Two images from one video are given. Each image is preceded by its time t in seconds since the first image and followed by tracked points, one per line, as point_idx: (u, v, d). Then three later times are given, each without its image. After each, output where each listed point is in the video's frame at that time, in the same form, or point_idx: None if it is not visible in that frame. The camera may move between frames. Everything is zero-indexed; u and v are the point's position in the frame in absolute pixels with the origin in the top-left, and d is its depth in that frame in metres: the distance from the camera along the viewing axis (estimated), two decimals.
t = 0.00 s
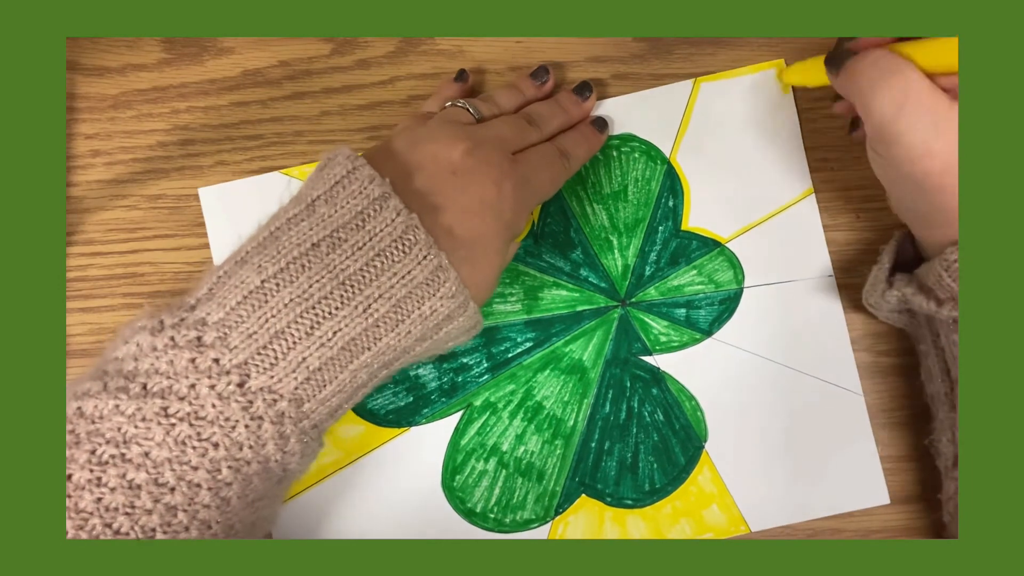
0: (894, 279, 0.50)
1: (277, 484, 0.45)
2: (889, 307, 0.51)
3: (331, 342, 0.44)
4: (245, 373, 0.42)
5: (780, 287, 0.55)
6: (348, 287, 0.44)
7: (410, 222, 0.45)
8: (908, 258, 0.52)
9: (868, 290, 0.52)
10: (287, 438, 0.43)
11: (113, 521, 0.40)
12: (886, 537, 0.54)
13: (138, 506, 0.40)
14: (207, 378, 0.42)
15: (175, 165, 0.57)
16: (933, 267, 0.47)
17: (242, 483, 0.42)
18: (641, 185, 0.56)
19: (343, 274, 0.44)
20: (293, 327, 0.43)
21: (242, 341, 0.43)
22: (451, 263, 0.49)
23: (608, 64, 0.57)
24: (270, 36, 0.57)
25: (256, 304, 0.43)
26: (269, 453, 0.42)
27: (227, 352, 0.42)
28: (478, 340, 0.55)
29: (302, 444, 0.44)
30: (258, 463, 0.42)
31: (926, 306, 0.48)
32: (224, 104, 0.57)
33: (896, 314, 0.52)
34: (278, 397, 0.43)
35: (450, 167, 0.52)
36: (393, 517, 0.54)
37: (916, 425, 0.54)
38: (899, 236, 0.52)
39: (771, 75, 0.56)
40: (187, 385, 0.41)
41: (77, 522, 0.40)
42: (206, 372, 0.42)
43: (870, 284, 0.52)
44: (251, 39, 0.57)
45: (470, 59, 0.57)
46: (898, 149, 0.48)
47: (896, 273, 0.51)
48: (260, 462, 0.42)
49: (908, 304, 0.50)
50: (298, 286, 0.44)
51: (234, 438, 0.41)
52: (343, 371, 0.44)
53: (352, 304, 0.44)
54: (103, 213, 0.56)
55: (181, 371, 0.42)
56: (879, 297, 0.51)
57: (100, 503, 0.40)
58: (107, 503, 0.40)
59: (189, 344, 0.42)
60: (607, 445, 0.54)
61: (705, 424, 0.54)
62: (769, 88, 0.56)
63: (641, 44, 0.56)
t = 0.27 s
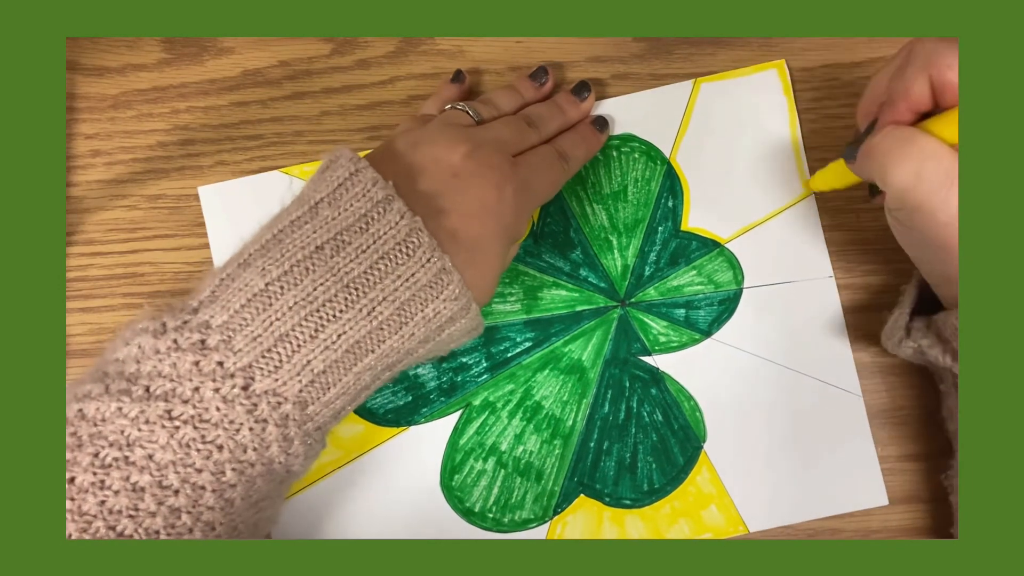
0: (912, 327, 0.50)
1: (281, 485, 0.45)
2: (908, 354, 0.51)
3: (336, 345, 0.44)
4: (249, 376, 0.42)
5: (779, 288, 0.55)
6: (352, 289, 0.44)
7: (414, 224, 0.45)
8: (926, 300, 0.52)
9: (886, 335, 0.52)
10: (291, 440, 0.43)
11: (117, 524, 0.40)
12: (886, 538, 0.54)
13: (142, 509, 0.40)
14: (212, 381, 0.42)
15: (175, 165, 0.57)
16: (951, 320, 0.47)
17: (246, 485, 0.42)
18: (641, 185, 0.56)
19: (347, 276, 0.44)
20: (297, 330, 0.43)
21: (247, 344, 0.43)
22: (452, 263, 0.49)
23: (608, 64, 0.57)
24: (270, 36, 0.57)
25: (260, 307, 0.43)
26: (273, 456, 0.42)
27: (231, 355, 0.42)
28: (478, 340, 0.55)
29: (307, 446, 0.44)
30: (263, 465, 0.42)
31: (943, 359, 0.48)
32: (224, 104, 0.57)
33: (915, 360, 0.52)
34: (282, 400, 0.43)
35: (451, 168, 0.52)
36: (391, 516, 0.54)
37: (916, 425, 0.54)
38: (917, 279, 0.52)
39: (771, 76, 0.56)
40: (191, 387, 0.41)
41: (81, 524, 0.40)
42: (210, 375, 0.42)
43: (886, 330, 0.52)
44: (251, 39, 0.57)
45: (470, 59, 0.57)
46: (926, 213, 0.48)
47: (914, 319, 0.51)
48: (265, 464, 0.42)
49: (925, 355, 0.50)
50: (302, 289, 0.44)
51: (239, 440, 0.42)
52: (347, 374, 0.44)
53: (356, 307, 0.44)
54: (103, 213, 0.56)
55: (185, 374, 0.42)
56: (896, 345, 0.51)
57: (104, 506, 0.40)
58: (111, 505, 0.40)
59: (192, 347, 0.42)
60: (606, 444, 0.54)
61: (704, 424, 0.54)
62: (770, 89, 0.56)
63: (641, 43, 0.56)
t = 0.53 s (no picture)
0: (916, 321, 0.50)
1: (279, 483, 0.45)
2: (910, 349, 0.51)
3: (332, 343, 0.44)
4: (246, 373, 0.42)
5: (779, 288, 0.55)
6: (349, 287, 0.44)
7: (411, 222, 0.46)
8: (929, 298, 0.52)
9: (889, 330, 0.51)
10: (288, 438, 0.43)
11: (115, 521, 0.40)
12: (886, 538, 0.54)
13: (139, 506, 0.40)
14: (209, 378, 0.42)
15: (175, 165, 0.57)
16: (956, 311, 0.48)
17: (244, 482, 0.42)
18: (641, 185, 0.56)
19: (344, 274, 0.44)
20: (294, 327, 0.43)
21: (244, 341, 0.43)
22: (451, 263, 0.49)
23: (608, 64, 0.57)
24: (270, 36, 0.57)
25: (257, 305, 0.43)
26: (270, 453, 0.42)
27: (228, 351, 0.42)
28: (478, 339, 0.55)
29: (304, 444, 0.44)
30: (260, 463, 0.42)
31: (949, 352, 0.48)
32: (224, 105, 0.57)
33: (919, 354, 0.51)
34: (279, 397, 0.43)
35: (450, 168, 0.52)
36: (391, 516, 0.54)
37: (916, 425, 0.54)
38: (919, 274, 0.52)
39: (771, 76, 0.56)
40: (189, 384, 0.42)
41: (79, 520, 0.40)
42: (207, 372, 0.42)
43: (890, 324, 0.51)
44: (251, 39, 0.57)
45: (470, 59, 0.57)
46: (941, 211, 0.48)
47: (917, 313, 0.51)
48: (262, 461, 0.42)
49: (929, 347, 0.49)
50: (300, 286, 0.44)
51: (236, 437, 0.42)
52: (344, 371, 0.44)
53: (353, 304, 0.44)
54: (103, 213, 0.56)
55: (182, 371, 0.42)
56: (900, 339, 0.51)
57: (101, 502, 0.40)
58: (108, 502, 0.40)
59: (190, 344, 0.42)
60: (605, 444, 0.54)
61: (704, 424, 0.54)
62: (770, 89, 0.56)
63: (641, 43, 0.56)
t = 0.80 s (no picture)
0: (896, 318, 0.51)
1: (280, 484, 0.45)
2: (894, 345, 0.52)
3: (334, 343, 0.44)
4: (248, 374, 0.42)
5: (779, 288, 0.55)
6: (350, 288, 0.44)
7: (412, 222, 0.45)
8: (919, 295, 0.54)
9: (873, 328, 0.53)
10: (290, 438, 0.43)
11: (118, 522, 0.40)
12: (886, 537, 0.54)
13: (141, 507, 0.40)
14: (210, 379, 0.42)
15: (175, 165, 0.57)
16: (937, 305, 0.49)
17: (246, 483, 0.42)
18: (641, 185, 0.56)
19: (345, 275, 0.44)
20: (295, 328, 0.43)
21: (245, 342, 0.43)
22: (451, 263, 0.49)
23: (608, 64, 0.57)
24: (270, 36, 0.57)
25: (258, 306, 0.43)
26: (272, 454, 0.42)
27: (230, 352, 0.42)
28: (478, 340, 0.55)
29: (305, 444, 0.44)
30: (262, 463, 0.42)
31: (930, 346, 0.49)
32: (224, 104, 0.57)
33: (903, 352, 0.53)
34: (280, 397, 0.43)
35: (450, 168, 0.52)
36: (392, 516, 0.54)
37: (917, 425, 0.54)
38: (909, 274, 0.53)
39: (771, 76, 0.56)
40: (190, 385, 0.41)
41: (81, 523, 0.40)
42: (209, 373, 0.42)
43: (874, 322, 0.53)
44: (251, 39, 0.57)
45: (470, 59, 0.57)
46: (916, 175, 0.50)
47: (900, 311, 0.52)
48: (264, 462, 0.42)
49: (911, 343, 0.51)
50: (300, 286, 0.44)
51: (237, 438, 0.42)
52: (345, 371, 0.44)
53: (354, 304, 0.44)
54: (103, 213, 0.56)
55: (184, 372, 0.42)
56: (883, 336, 0.52)
57: (104, 504, 0.40)
58: (111, 504, 0.40)
59: (191, 345, 0.42)
60: (606, 445, 0.54)
61: (704, 424, 0.54)
62: (770, 90, 0.56)
63: (641, 43, 0.56)
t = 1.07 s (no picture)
0: (870, 379, 0.51)
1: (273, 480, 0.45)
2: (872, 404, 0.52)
3: (325, 338, 0.44)
4: (240, 366, 0.42)
5: (779, 289, 0.55)
6: (343, 283, 0.44)
7: (407, 219, 0.45)
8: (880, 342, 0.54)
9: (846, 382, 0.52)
10: (280, 433, 0.43)
11: (108, 511, 0.40)
12: (887, 538, 0.54)
13: (132, 496, 0.40)
14: (203, 370, 0.42)
15: (175, 165, 0.57)
16: (903, 361, 0.49)
17: (236, 477, 0.42)
18: (641, 185, 0.56)
19: (338, 270, 0.44)
20: (287, 322, 0.43)
21: (238, 335, 0.43)
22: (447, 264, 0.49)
23: (608, 64, 0.57)
24: (270, 36, 0.57)
25: (252, 299, 0.43)
26: (262, 448, 0.43)
27: (223, 345, 0.42)
28: (478, 340, 0.55)
29: (296, 439, 0.44)
30: (252, 458, 0.42)
31: (905, 406, 0.48)
32: (224, 105, 0.57)
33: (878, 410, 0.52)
34: (271, 391, 0.43)
35: (449, 168, 0.52)
36: (392, 516, 0.54)
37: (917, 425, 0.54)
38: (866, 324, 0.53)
39: (772, 76, 0.56)
40: (183, 376, 0.42)
41: (74, 511, 0.40)
42: (202, 365, 0.42)
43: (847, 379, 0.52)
44: (251, 39, 0.57)
45: (470, 59, 0.57)
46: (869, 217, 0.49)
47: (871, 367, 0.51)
48: (255, 456, 0.42)
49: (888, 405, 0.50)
50: (294, 281, 0.44)
51: (228, 431, 0.42)
52: (338, 367, 0.44)
53: (347, 300, 0.44)
54: (103, 213, 0.56)
55: (177, 363, 0.42)
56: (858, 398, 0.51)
57: (95, 492, 0.40)
58: (102, 492, 0.40)
59: (185, 337, 0.42)
60: (606, 444, 0.54)
61: (705, 425, 0.54)
62: (770, 89, 0.56)
63: (641, 43, 0.56)
